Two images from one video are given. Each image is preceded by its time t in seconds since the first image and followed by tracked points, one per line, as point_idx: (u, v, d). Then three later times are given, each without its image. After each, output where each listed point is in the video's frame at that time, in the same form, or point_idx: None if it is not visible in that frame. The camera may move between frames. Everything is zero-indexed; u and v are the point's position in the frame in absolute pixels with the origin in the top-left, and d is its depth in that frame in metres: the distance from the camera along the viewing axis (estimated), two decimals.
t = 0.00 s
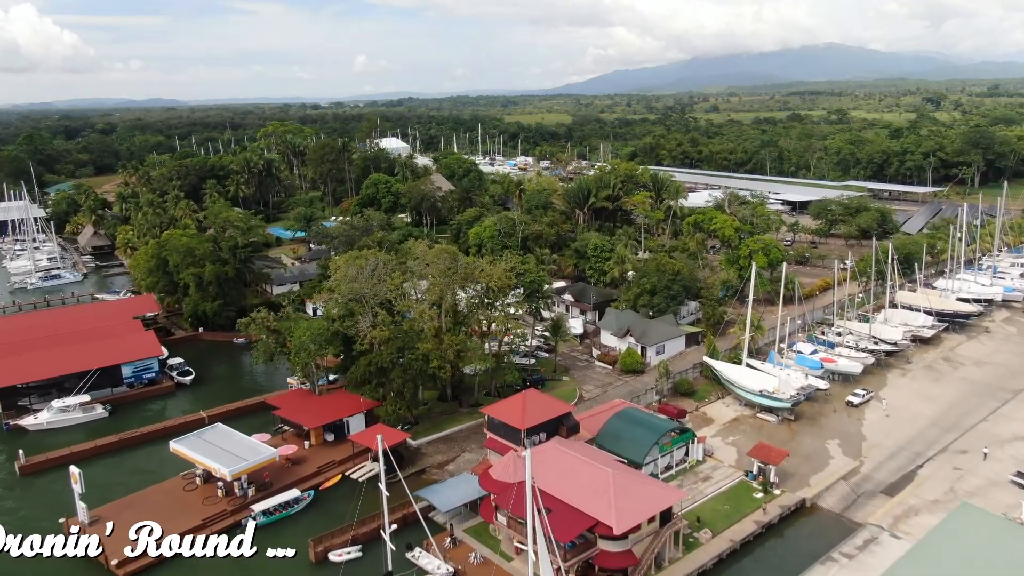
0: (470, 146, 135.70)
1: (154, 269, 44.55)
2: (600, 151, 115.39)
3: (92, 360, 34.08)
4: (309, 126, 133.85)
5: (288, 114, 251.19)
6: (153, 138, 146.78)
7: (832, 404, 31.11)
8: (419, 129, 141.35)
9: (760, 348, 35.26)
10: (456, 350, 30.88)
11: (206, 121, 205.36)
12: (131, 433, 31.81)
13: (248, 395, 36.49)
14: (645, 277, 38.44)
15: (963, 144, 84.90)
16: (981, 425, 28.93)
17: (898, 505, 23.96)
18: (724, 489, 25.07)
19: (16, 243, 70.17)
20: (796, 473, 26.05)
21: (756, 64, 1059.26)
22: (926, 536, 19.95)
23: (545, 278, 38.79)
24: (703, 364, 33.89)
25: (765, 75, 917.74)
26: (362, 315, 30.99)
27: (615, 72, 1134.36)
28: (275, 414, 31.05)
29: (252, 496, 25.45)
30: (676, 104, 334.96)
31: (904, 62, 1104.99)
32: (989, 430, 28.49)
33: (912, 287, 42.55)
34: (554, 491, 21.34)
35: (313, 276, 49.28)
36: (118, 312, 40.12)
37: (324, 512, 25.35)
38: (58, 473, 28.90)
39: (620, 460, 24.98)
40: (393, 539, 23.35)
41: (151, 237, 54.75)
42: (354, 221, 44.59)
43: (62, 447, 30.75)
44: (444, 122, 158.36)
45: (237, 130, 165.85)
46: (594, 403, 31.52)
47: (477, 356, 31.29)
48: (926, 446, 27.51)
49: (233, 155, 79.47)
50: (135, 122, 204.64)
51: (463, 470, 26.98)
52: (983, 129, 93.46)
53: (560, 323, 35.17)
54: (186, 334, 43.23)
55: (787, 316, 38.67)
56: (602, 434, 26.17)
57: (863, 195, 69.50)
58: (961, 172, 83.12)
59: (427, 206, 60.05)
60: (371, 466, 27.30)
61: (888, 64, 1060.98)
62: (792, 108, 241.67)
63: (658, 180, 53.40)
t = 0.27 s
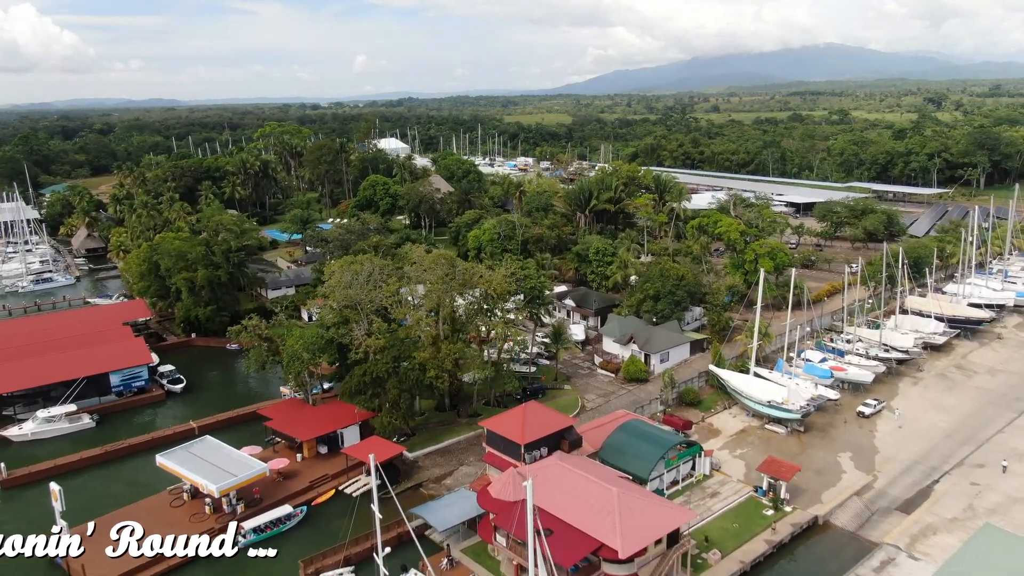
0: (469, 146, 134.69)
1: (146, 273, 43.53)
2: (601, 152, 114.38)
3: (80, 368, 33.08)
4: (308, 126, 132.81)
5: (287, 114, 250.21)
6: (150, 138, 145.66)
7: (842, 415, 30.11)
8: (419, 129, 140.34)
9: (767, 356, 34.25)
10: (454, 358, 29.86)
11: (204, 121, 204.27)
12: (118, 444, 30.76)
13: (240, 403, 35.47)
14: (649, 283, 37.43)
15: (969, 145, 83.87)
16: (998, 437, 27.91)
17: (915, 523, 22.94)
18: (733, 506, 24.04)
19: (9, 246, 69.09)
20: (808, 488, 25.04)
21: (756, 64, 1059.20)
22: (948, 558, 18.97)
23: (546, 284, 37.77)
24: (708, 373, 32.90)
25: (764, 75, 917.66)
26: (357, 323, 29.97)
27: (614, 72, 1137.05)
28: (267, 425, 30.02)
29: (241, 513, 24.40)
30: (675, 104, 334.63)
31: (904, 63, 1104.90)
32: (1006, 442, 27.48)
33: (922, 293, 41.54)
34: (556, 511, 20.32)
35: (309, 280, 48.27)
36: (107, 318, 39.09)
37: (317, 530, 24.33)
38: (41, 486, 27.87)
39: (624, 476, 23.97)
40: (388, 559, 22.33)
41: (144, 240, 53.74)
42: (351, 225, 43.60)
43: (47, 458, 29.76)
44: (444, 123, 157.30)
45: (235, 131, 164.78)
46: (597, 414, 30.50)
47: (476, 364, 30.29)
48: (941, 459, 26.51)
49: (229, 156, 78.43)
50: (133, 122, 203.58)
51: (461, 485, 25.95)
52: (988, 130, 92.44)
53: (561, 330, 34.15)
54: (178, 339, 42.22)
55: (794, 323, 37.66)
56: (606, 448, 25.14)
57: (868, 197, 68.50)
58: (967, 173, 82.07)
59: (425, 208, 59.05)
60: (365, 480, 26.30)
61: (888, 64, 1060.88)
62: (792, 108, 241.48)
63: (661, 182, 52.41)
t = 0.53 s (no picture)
0: (469, 146, 133.96)
1: (139, 277, 42.70)
2: (602, 153, 113.53)
3: (68, 376, 32.25)
4: (306, 126, 131.87)
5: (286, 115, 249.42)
6: (148, 138, 144.74)
7: (852, 425, 29.24)
8: (418, 129, 139.53)
9: (774, 363, 33.38)
10: (452, 366, 28.98)
11: (203, 121, 203.56)
12: (105, 455, 29.82)
13: (233, 411, 34.59)
14: (652, 287, 36.57)
15: (974, 146, 83.03)
16: (1014, 448, 27.03)
17: (930, 540, 22.07)
18: (740, 521, 23.14)
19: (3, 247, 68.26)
20: (818, 502, 24.17)
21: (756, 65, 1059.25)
22: None
23: (546, 288, 36.86)
24: (713, 380, 32.02)
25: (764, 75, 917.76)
26: (353, 331, 29.08)
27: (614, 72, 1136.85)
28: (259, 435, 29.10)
29: (231, 528, 23.47)
30: (675, 104, 334.50)
31: (903, 63, 1104.94)
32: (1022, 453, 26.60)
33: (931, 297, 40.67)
34: (557, 530, 19.45)
35: (305, 284, 47.42)
36: (99, 324, 38.26)
37: (310, 546, 23.43)
38: (25, 498, 26.98)
39: (628, 490, 23.09)
40: None
41: (138, 242, 52.89)
42: (347, 228, 42.76)
43: (33, 469, 28.92)
44: (443, 123, 156.44)
45: (233, 131, 163.94)
46: (599, 423, 29.62)
47: (475, 373, 29.42)
48: (956, 472, 25.64)
49: (226, 157, 77.55)
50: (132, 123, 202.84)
51: (459, 499, 25.08)
52: (992, 130, 91.57)
53: (562, 336, 33.25)
54: (171, 345, 41.34)
55: (802, 328, 36.78)
56: (608, 461, 24.26)
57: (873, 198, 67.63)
58: (972, 174, 81.24)
59: (424, 210, 58.18)
60: (360, 493, 25.41)
61: (888, 64, 1060.98)
62: (792, 108, 241.59)
63: (664, 184, 51.57)
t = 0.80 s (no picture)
0: (468, 147, 133.04)
1: (129, 281, 41.71)
2: (602, 153, 112.54)
3: (54, 385, 31.25)
4: (304, 126, 130.83)
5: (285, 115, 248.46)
6: (146, 138, 143.74)
7: (864, 436, 28.24)
8: (417, 129, 138.57)
9: (782, 372, 32.39)
10: (450, 376, 27.96)
11: (202, 121, 202.71)
12: (90, 466, 28.79)
13: (224, 420, 33.56)
14: (656, 293, 35.58)
15: (979, 147, 82.02)
16: None
17: (949, 561, 21.08)
18: (751, 540, 22.12)
19: None
20: (831, 520, 23.18)
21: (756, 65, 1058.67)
22: None
23: (547, 293, 35.81)
24: (720, 390, 31.02)
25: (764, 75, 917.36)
26: (347, 340, 28.07)
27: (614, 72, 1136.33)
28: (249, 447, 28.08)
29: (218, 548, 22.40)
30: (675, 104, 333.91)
31: (903, 63, 1104.47)
32: None
33: (942, 302, 39.67)
34: (560, 552, 18.40)
35: (300, 288, 46.42)
36: (88, 331, 37.28)
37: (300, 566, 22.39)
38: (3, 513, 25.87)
39: (634, 507, 22.09)
40: None
41: (130, 245, 51.91)
42: (343, 231, 41.77)
43: (15, 481, 27.94)
44: (443, 123, 155.47)
45: (231, 131, 162.98)
46: (602, 434, 28.60)
47: (473, 383, 28.41)
48: (973, 487, 24.66)
49: (222, 157, 76.56)
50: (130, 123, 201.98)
51: (457, 516, 24.09)
52: (997, 131, 90.55)
53: (564, 344, 32.23)
54: (163, 351, 40.34)
55: (810, 335, 35.78)
56: (612, 476, 23.24)
57: (878, 200, 66.63)
58: (977, 175, 80.22)
59: (422, 212, 57.19)
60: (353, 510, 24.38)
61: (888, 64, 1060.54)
62: (792, 108, 241.06)
63: (667, 186, 50.58)
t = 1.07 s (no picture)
0: (468, 147, 132.17)
1: (121, 285, 40.84)
2: (603, 154, 111.62)
3: (41, 394, 30.38)
4: (302, 127, 129.91)
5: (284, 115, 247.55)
6: (143, 138, 142.79)
7: (875, 448, 27.38)
8: (416, 129, 137.65)
9: (789, 380, 31.53)
10: (448, 385, 27.07)
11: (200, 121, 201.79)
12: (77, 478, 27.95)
13: (216, 428, 32.68)
14: (660, 298, 34.71)
15: (984, 147, 81.10)
16: None
17: None
18: (761, 557, 21.26)
19: None
20: (843, 536, 22.31)
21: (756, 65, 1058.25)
22: None
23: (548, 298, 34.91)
24: (726, 399, 30.15)
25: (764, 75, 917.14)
26: (342, 348, 27.17)
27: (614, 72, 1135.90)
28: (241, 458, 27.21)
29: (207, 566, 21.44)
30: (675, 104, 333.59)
31: (903, 63, 1104.22)
32: None
33: (952, 307, 38.82)
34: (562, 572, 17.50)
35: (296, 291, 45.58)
36: (79, 337, 36.41)
37: None
38: None
39: (638, 524, 21.22)
40: None
41: (124, 248, 51.04)
42: (340, 235, 40.92)
43: None
44: (442, 123, 154.51)
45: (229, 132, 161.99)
46: (605, 445, 27.73)
47: (472, 392, 27.58)
48: (989, 501, 23.82)
49: (219, 158, 75.65)
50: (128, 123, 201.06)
51: (455, 531, 23.24)
52: (1001, 131, 89.64)
53: (565, 350, 31.34)
54: (155, 356, 39.47)
55: (818, 342, 34.92)
56: (616, 491, 22.35)
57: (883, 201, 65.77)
58: (982, 176, 79.26)
59: (421, 213, 56.28)
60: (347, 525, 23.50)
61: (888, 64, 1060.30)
62: (792, 108, 240.72)
63: (670, 188, 49.72)
